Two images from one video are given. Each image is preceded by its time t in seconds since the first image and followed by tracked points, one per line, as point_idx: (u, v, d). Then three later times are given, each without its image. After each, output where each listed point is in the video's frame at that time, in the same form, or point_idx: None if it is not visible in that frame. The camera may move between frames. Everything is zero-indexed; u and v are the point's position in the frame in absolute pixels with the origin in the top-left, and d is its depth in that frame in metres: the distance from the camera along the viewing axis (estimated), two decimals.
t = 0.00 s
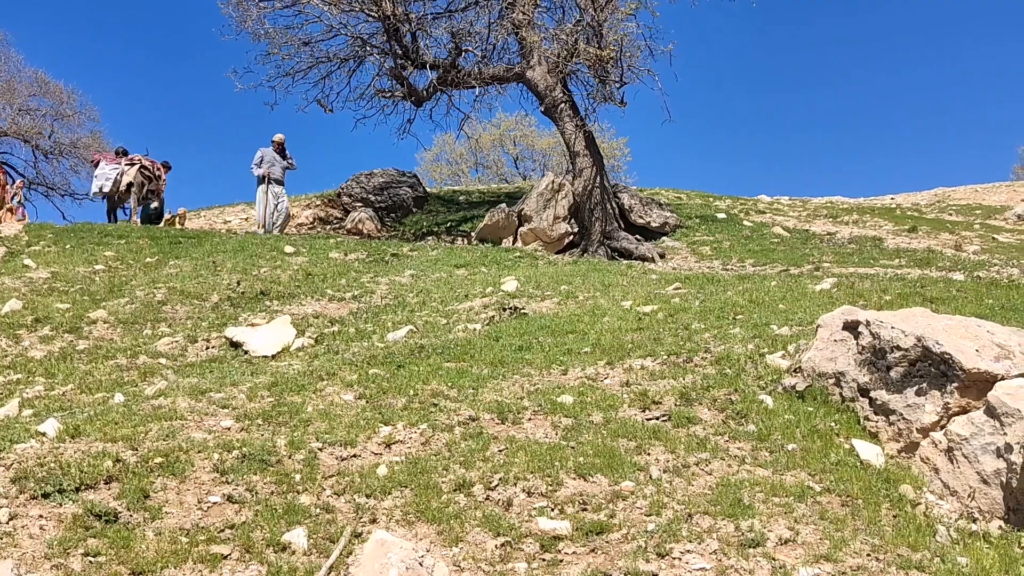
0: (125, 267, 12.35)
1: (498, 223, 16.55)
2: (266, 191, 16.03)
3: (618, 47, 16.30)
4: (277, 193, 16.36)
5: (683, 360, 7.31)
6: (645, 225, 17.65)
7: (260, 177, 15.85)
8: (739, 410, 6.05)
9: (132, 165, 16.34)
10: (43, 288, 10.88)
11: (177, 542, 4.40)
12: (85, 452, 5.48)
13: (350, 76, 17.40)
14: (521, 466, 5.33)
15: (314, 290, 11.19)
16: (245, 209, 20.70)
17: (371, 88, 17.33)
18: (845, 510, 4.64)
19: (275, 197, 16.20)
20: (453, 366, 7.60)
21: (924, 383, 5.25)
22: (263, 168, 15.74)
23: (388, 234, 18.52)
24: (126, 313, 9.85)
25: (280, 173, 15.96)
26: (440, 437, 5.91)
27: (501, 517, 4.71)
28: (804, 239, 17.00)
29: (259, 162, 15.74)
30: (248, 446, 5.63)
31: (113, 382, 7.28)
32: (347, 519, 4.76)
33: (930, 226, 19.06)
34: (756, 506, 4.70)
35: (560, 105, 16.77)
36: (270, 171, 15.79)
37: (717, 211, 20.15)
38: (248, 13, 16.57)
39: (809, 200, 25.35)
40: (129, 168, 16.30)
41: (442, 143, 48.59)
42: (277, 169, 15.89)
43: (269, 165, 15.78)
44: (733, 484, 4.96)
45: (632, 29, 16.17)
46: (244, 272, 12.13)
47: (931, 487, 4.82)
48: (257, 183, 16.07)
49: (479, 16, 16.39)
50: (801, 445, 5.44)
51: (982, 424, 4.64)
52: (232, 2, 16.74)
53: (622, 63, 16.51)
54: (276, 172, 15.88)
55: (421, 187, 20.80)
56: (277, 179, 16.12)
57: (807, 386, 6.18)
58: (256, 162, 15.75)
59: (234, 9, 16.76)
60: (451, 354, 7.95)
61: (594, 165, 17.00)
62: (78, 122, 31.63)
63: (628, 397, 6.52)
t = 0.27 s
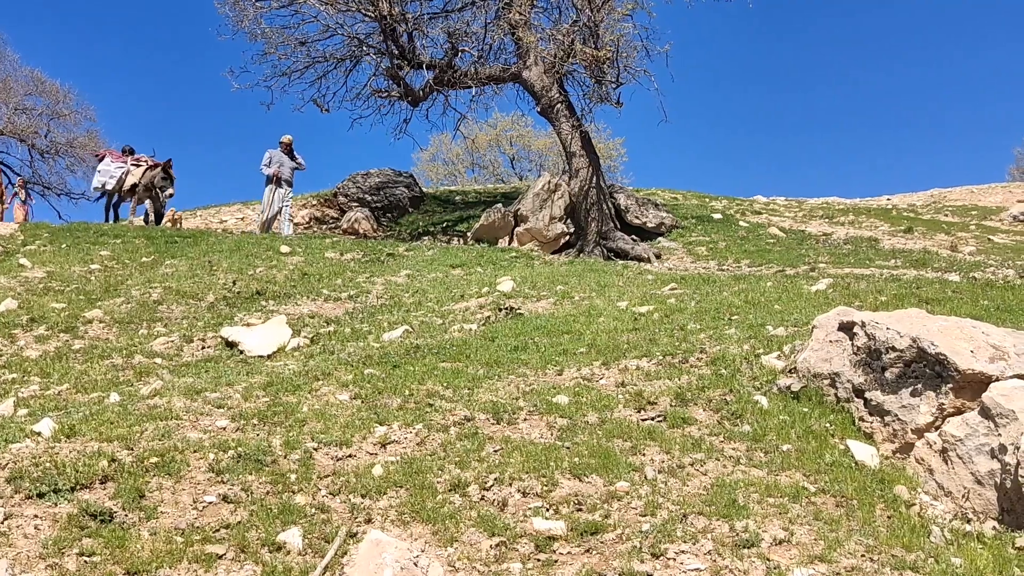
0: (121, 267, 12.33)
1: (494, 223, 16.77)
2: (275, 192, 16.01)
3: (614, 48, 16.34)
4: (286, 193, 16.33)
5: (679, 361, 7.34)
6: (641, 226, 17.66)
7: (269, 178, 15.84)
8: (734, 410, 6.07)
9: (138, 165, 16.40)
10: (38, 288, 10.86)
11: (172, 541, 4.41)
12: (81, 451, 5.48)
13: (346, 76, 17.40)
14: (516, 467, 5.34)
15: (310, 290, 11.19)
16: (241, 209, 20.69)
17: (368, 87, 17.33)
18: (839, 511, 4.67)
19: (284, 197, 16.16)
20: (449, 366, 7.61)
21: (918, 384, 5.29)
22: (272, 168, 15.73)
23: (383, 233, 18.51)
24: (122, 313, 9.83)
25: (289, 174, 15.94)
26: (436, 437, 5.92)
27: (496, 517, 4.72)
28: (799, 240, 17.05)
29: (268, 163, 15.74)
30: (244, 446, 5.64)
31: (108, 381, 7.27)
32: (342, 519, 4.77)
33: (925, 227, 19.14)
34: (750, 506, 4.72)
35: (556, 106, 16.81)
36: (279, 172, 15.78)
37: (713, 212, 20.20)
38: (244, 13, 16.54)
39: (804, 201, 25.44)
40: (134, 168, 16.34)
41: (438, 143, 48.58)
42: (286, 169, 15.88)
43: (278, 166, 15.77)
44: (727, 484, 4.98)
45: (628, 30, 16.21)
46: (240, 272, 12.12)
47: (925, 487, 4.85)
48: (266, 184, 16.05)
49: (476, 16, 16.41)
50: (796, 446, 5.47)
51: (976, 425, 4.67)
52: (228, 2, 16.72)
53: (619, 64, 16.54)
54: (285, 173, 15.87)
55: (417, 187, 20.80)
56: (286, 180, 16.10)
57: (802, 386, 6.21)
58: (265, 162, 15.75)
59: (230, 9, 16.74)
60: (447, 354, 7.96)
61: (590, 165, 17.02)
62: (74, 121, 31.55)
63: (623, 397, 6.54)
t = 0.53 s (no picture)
0: (115, 265, 12.29)
1: (489, 222, 16.82)
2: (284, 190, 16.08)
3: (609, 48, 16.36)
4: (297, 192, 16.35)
5: (673, 361, 7.35)
6: (635, 226, 17.70)
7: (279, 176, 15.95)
8: (728, 410, 6.09)
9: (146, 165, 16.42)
10: (31, 286, 10.81)
11: (166, 540, 4.40)
12: (75, 450, 5.47)
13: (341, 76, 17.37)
14: (510, 466, 5.35)
15: (305, 289, 11.17)
16: (236, 207, 20.67)
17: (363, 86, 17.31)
18: (833, 511, 4.69)
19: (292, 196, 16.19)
20: (443, 366, 7.61)
21: (912, 384, 5.32)
22: (280, 166, 15.84)
23: (379, 233, 18.47)
24: (116, 311, 9.80)
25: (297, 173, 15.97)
26: (430, 437, 5.93)
27: (490, 517, 4.73)
28: (793, 240, 17.10)
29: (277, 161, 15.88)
30: (238, 444, 5.63)
31: (103, 380, 7.25)
32: (336, 518, 4.77)
33: (919, 227, 19.23)
34: (744, 506, 4.74)
35: (551, 105, 16.81)
36: (285, 170, 15.85)
37: (707, 212, 20.25)
38: (239, 12, 16.50)
39: (799, 201, 25.52)
40: (142, 167, 16.35)
41: (433, 143, 48.54)
42: (293, 168, 15.94)
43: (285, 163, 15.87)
44: (721, 484, 5.00)
45: (623, 30, 16.23)
46: (234, 271, 12.09)
47: (918, 488, 4.88)
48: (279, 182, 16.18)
49: (470, 16, 16.41)
50: (790, 446, 5.49)
51: (970, 426, 4.70)
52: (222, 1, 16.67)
53: (613, 64, 16.57)
54: (292, 171, 15.92)
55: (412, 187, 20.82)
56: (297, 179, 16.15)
57: (796, 386, 6.24)
58: (274, 161, 15.93)
59: (225, 8, 16.69)
60: (442, 354, 7.96)
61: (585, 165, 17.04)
62: (69, 120, 31.41)
63: (617, 397, 6.56)
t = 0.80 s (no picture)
0: (63, 237, 11.85)
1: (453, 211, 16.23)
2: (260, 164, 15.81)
3: (577, 45, 16.35)
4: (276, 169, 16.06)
5: (631, 359, 7.41)
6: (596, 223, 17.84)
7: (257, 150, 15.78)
8: (683, 410, 6.16)
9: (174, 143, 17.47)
10: None
11: (111, 520, 4.25)
12: (17, 424, 5.24)
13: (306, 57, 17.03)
14: (466, 457, 5.31)
15: (261, 271, 10.93)
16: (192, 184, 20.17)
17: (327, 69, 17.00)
18: (783, 512, 4.78)
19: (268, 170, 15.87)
20: (400, 354, 7.53)
21: (864, 391, 5.45)
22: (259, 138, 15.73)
23: (337, 218, 18.20)
24: (63, 285, 9.44)
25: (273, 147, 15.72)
26: (386, 424, 5.85)
27: (444, 507, 4.68)
28: (750, 245, 17.42)
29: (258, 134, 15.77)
30: (188, 425, 5.47)
31: (48, 354, 6.97)
32: (288, 503, 4.67)
33: (870, 239, 19.80)
34: (698, 505, 4.80)
35: (516, 99, 16.71)
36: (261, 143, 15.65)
37: (667, 214, 20.49)
38: None
39: (756, 208, 26.03)
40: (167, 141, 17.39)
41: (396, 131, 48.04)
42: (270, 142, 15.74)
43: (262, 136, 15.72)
44: (676, 482, 5.05)
45: (592, 28, 16.23)
46: (188, 249, 11.76)
47: (866, 493, 5.00)
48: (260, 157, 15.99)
49: (440, 5, 16.25)
50: (743, 447, 5.58)
51: (918, 433, 4.84)
52: None
53: (581, 61, 16.58)
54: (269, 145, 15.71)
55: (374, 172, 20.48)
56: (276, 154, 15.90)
57: (751, 389, 6.33)
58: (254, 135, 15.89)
59: None
60: (398, 342, 7.86)
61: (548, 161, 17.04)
62: (20, 87, 30.19)
63: (575, 392, 6.57)
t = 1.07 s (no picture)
0: (61, 239, 11.83)
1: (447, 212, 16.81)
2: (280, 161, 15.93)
3: (576, 47, 16.36)
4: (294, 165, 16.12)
5: (629, 360, 7.41)
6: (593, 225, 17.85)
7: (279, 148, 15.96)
8: (681, 411, 6.16)
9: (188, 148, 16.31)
10: None
11: (108, 522, 4.24)
12: (14, 426, 5.23)
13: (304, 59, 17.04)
14: (464, 459, 5.30)
15: (259, 272, 10.92)
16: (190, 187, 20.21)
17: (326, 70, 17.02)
18: (781, 513, 4.78)
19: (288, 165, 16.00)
20: (398, 356, 7.52)
21: (862, 393, 5.45)
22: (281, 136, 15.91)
23: (336, 220, 18.11)
24: (60, 287, 9.42)
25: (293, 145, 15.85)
26: (384, 426, 5.84)
27: (442, 508, 4.68)
28: (748, 247, 17.44)
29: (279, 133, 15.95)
30: (186, 427, 5.46)
31: (45, 356, 6.96)
32: (286, 504, 4.66)
33: (867, 240, 19.84)
34: (696, 507, 4.80)
35: (515, 101, 16.70)
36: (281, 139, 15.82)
37: (665, 215, 20.50)
38: None
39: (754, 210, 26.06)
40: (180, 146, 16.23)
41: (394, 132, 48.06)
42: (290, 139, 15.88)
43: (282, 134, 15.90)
44: (674, 484, 5.05)
45: (591, 29, 16.25)
46: (186, 250, 11.75)
47: (863, 494, 5.01)
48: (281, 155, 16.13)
49: (438, 6, 16.28)
50: (741, 449, 5.58)
51: (915, 435, 4.85)
52: None
53: (580, 63, 16.58)
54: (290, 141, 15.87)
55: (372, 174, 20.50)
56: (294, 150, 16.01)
57: (749, 391, 6.33)
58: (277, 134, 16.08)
59: None
60: (396, 344, 7.85)
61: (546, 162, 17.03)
62: (19, 88, 30.17)
63: (573, 394, 6.57)
